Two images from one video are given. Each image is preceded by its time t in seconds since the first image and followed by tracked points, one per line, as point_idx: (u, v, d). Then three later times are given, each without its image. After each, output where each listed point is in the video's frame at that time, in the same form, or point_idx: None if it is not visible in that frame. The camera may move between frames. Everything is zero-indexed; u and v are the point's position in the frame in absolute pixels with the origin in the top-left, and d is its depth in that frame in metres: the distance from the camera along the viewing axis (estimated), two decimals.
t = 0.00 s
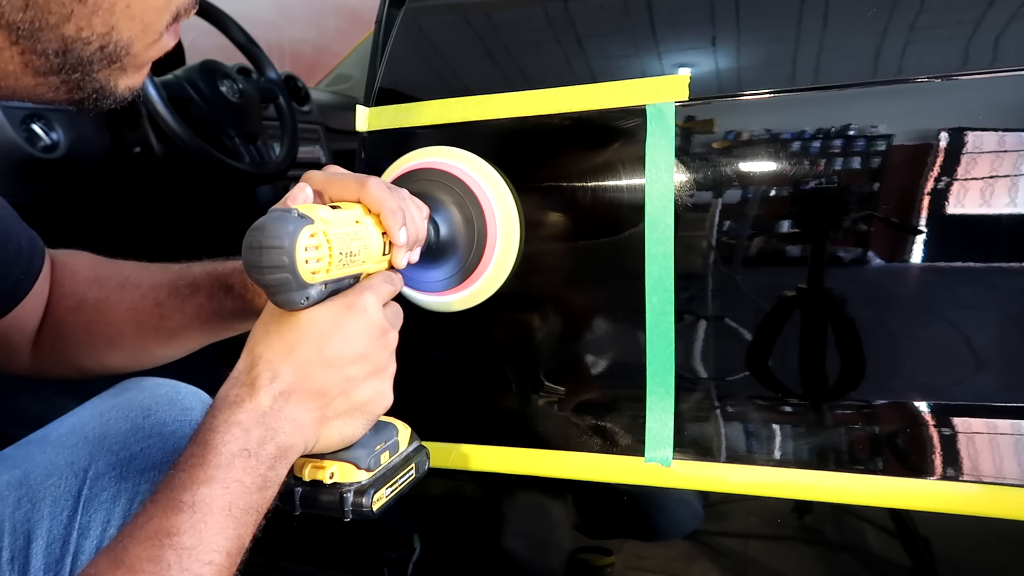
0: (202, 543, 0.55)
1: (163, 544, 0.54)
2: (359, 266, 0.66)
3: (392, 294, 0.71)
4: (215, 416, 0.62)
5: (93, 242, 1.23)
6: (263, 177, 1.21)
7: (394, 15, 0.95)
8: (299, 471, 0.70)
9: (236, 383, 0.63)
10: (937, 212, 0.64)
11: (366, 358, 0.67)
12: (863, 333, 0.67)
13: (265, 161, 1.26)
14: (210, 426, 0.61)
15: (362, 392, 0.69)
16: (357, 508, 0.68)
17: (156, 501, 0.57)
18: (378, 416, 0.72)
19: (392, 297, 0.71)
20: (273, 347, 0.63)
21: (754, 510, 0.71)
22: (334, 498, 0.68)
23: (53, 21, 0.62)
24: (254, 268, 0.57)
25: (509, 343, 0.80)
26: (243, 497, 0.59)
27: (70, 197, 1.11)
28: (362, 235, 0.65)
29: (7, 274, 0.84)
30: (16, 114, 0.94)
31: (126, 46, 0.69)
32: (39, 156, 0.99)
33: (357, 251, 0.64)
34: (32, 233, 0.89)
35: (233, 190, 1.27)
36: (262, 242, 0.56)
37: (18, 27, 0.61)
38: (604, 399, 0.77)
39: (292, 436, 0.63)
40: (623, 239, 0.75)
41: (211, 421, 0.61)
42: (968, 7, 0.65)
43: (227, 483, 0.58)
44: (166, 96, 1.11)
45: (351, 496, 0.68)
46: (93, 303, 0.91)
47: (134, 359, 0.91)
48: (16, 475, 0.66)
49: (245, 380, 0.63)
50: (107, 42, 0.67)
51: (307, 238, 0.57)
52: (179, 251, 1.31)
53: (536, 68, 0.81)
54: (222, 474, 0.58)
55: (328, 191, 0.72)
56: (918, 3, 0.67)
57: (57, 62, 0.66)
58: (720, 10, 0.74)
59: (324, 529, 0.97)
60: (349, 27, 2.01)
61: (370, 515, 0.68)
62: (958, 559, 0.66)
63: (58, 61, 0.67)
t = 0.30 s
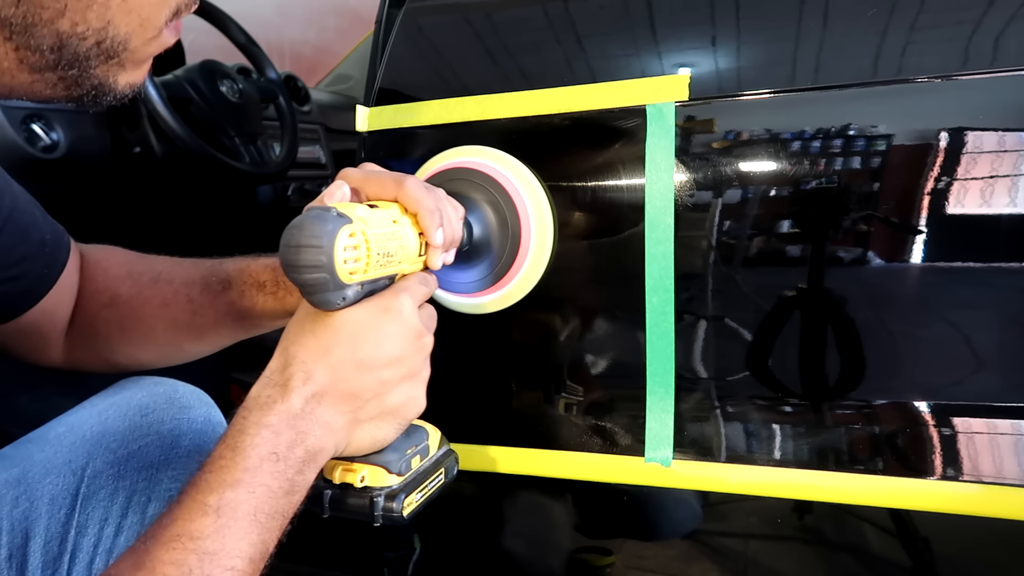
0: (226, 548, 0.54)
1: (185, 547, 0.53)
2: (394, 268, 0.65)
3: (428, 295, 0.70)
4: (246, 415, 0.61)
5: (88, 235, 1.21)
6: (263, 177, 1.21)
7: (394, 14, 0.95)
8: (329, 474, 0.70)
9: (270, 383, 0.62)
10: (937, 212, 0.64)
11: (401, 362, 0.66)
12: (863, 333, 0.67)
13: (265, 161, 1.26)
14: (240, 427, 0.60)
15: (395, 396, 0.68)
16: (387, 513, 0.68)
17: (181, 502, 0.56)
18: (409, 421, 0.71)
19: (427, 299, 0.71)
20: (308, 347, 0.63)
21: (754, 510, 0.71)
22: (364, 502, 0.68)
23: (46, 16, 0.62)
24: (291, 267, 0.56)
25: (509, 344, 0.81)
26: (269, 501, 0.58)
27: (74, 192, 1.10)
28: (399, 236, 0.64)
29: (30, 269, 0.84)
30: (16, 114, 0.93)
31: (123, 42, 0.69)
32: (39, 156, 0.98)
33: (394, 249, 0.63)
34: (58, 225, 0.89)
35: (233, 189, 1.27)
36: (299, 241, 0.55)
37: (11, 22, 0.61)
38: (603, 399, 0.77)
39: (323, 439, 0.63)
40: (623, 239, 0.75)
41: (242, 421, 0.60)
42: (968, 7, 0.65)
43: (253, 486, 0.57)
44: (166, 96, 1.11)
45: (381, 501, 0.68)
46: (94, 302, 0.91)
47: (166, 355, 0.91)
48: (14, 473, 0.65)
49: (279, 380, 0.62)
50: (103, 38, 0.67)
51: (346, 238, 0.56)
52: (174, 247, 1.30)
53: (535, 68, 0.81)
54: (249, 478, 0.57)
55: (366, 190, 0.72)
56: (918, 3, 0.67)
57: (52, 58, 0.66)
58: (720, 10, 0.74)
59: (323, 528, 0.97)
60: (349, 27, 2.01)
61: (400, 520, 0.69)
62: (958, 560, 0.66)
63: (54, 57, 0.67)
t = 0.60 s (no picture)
0: (247, 556, 0.54)
1: (206, 553, 0.53)
2: (428, 272, 0.65)
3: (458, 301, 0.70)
4: (273, 420, 0.61)
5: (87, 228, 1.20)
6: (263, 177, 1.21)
7: (394, 14, 0.95)
8: (355, 480, 0.70)
9: (298, 388, 0.63)
10: (937, 212, 0.64)
11: (430, 369, 0.67)
12: (863, 334, 0.67)
13: (265, 161, 1.26)
14: (267, 431, 0.60)
15: (423, 403, 0.68)
16: (411, 521, 0.68)
17: (203, 507, 0.56)
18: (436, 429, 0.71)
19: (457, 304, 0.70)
20: (338, 352, 0.64)
21: (754, 510, 0.71)
22: (389, 509, 0.68)
23: (43, 16, 0.62)
24: (327, 269, 0.56)
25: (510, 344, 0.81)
26: (292, 509, 0.58)
27: (81, 188, 1.10)
28: (433, 240, 0.64)
29: (43, 268, 0.84)
30: (16, 114, 0.93)
31: (123, 41, 0.69)
32: (39, 156, 0.98)
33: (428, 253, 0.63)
34: (74, 223, 0.89)
35: (233, 189, 1.27)
36: (336, 244, 0.55)
37: (8, 22, 0.61)
38: (603, 399, 0.77)
39: (349, 445, 0.63)
40: (623, 239, 0.75)
41: (269, 426, 0.61)
42: (968, 7, 0.65)
43: (277, 494, 0.57)
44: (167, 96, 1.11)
45: (406, 509, 0.68)
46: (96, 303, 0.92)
47: (191, 355, 0.93)
48: (13, 471, 0.64)
49: (308, 385, 0.63)
50: (102, 37, 0.67)
51: (383, 242, 0.56)
52: (177, 244, 1.30)
53: (535, 68, 0.81)
54: (274, 484, 0.57)
55: (399, 192, 0.72)
56: (918, 3, 0.67)
57: (50, 57, 0.66)
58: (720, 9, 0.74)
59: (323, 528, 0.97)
60: (349, 27, 2.01)
61: (424, 528, 0.68)
62: (958, 559, 0.66)
63: (52, 57, 0.67)
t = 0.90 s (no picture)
0: (266, 557, 0.53)
1: (225, 554, 0.52)
2: (457, 272, 0.64)
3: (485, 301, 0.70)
4: (298, 418, 0.60)
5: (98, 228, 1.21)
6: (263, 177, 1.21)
7: (394, 14, 0.95)
8: (377, 480, 0.68)
9: (323, 386, 0.62)
10: (937, 212, 0.64)
11: (456, 371, 0.66)
12: (863, 334, 0.67)
13: (265, 161, 1.26)
14: (290, 430, 0.59)
15: (449, 405, 0.68)
16: (433, 524, 0.66)
17: (223, 506, 0.55)
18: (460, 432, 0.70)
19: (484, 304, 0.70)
20: (365, 351, 0.63)
21: (754, 510, 0.71)
22: (412, 512, 0.66)
23: (37, 14, 0.62)
24: (359, 268, 0.55)
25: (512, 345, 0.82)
26: (312, 510, 0.57)
27: (86, 187, 1.10)
28: (463, 239, 0.63)
29: (53, 269, 0.83)
30: (16, 114, 0.93)
31: (118, 39, 0.69)
32: (39, 155, 0.98)
33: (459, 252, 0.62)
34: (88, 224, 0.88)
35: (233, 189, 1.27)
36: (369, 241, 0.54)
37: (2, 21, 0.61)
38: (603, 399, 0.77)
39: (373, 446, 0.62)
40: (624, 239, 0.75)
41: (293, 424, 0.60)
42: (968, 7, 0.65)
43: (299, 495, 0.56)
44: (167, 96, 1.11)
45: (429, 512, 0.66)
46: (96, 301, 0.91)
47: (217, 356, 0.91)
48: (12, 471, 0.65)
49: (333, 384, 0.62)
50: (98, 35, 0.67)
51: (416, 240, 0.55)
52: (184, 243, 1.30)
53: (536, 68, 0.81)
54: (295, 485, 0.56)
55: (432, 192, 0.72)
56: (918, 2, 0.67)
57: (46, 56, 0.66)
58: (720, 9, 0.74)
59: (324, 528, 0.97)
60: (349, 27, 2.01)
61: (446, 531, 0.66)
62: (958, 559, 0.66)
63: (47, 56, 0.67)
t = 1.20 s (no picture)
0: (287, 565, 0.50)
1: (246, 560, 0.50)
2: (491, 280, 0.61)
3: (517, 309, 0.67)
4: (323, 423, 0.56)
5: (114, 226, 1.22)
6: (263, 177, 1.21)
7: (394, 14, 0.95)
8: (402, 487, 0.68)
9: (351, 391, 0.58)
10: (937, 212, 0.64)
11: (487, 382, 0.62)
12: (863, 334, 0.67)
13: (265, 161, 1.26)
14: (316, 436, 0.55)
15: (479, 416, 0.64)
16: (457, 533, 0.66)
17: (247, 511, 0.53)
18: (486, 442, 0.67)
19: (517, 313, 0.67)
20: (395, 357, 0.58)
21: (755, 510, 0.71)
22: (435, 520, 0.66)
23: (35, 11, 0.63)
24: (396, 274, 0.53)
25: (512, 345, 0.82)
26: (335, 519, 0.53)
27: (91, 185, 1.10)
28: (499, 247, 0.61)
29: (63, 268, 0.82)
30: (15, 113, 0.94)
31: (116, 37, 0.69)
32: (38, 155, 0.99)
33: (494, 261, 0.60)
34: (101, 221, 0.87)
35: (233, 189, 1.27)
36: (406, 249, 0.52)
37: None
38: (603, 399, 0.77)
39: (398, 456, 0.58)
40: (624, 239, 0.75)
41: (319, 430, 0.55)
42: (968, 7, 0.65)
43: (322, 503, 0.53)
44: (167, 96, 1.11)
45: (453, 521, 0.66)
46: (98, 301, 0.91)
47: (243, 357, 0.89)
48: (12, 471, 0.66)
49: (361, 389, 0.57)
50: (95, 33, 0.67)
51: (455, 250, 0.53)
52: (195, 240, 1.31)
53: (536, 68, 0.81)
54: (319, 493, 0.52)
55: (466, 195, 0.69)
56: (918, 3, 0.67)
57: (43, 54, 0.66)
58: (721, 9, 0.74)
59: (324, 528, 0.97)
60: (349, 27, 2.01)
61: (468, 541, 0.66)
62: (958, 559, 0.66)
63: (45, 54, 0.67)
